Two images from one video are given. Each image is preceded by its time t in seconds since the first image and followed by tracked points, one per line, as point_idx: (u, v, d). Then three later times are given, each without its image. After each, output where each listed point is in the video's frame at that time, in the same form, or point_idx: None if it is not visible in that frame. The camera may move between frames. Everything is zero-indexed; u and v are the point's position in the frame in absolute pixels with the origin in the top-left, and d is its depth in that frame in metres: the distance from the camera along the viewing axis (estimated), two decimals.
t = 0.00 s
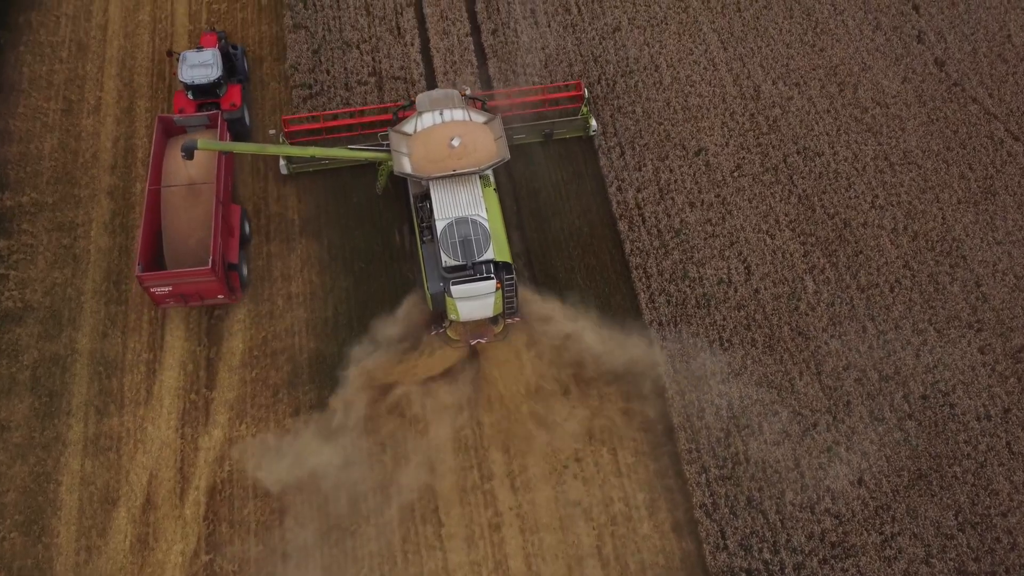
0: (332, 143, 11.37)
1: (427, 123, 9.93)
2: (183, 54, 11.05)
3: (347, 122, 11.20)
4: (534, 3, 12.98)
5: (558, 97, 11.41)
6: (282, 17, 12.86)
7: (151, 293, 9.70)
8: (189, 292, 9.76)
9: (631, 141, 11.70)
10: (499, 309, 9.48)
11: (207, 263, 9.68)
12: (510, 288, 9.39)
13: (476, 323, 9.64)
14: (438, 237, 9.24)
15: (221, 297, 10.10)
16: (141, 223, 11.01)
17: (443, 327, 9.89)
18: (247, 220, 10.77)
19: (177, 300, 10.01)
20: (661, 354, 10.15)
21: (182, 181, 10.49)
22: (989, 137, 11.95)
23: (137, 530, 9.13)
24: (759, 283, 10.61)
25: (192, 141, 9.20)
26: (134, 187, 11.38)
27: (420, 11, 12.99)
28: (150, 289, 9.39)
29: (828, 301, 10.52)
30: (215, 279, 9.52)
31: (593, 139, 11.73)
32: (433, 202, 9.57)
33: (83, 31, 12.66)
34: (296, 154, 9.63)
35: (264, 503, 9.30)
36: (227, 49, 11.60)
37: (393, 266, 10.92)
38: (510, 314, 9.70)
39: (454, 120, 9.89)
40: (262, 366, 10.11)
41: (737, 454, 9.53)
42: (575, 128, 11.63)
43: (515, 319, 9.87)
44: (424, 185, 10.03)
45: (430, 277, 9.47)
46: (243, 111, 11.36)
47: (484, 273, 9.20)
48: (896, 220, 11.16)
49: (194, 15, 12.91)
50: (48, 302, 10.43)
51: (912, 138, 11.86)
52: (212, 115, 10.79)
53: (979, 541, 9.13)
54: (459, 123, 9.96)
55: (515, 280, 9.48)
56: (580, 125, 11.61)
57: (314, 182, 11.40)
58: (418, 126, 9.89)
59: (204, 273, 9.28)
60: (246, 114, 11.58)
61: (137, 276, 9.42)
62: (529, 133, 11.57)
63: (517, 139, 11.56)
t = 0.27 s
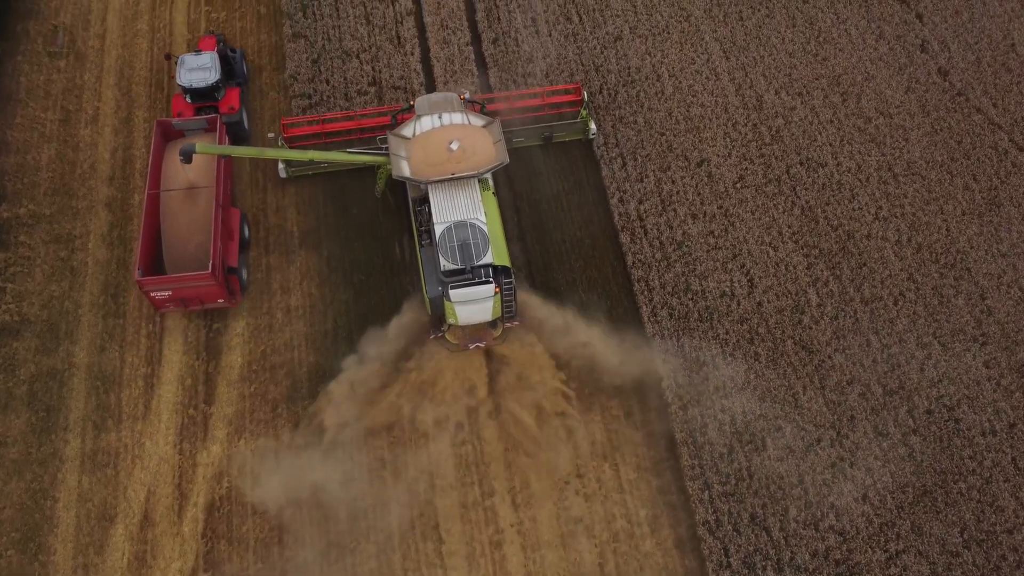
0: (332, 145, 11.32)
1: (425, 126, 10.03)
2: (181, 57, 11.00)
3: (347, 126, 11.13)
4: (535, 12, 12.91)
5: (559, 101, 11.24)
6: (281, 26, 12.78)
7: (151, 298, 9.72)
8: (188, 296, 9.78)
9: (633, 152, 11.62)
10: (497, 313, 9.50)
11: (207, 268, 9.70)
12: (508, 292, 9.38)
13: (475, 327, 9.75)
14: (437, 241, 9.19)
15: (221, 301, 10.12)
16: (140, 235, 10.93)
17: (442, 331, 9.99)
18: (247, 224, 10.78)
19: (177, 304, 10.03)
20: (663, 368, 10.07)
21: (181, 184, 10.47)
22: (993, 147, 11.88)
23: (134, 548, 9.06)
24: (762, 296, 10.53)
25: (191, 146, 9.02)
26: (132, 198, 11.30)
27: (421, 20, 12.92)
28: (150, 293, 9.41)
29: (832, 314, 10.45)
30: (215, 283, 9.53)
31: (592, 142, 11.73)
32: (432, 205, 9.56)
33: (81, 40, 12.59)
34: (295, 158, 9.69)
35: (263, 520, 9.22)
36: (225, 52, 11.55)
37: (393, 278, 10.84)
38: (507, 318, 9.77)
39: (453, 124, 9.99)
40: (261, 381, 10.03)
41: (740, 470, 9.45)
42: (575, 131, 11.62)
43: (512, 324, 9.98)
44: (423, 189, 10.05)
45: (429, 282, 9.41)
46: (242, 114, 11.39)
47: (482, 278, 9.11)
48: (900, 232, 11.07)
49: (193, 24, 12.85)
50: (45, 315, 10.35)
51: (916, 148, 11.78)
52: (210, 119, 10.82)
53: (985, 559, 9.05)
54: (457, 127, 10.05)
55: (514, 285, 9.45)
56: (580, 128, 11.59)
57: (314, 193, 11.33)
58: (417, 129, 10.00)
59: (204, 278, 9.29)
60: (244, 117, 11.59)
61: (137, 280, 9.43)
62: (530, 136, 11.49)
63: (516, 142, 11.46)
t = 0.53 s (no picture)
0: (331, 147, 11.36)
1: (424, 129, 10.02)
2: (181, 61, 11.07)
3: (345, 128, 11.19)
4: (536, 20, 12.85)
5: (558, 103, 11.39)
6: (280, 34, 12.71)
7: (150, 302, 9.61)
8: (188, 300, 9.69)
9: (634, 161, 11.54)
10: (496, 316, 9.56)
11: (207, 271, 9.62)
12: (508, 296, 9.37)
13: (473, 330, 9.88)
14: (435, 245, 9.23)
15: (220, 305, 10.01)
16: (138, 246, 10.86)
17: (440, 335, 10.09)
18: (245, 226, 10.71)
19: (176, 308, 9.93)
20: (666, 380, 9.99)
21: (180, 190, 10.43)
22: (997, 156, 11.81)
23: (132, 563, 8.99)
24: (764, 307, 10.46)
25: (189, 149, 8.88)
26: (130, 208, 11.22)
27: (421, 28, 12.85)
28: (150, 298, 9.31)
29: (836, 325, 10.38)
30: (216, 286, 9.47)
31: (591, 145, 11.69)
32: (431, 208, 9.61)
33: (79, 48, 12.53)
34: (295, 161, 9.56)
35: (262, 534, 9.16)
36: (225, 55, 11.56)
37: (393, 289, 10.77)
38: (506, 322, 9.85)
39: (452, 127, 9.98)
40: (261, 393, 9.96)
41: (743, 484, 9.38)
42: (574, 133, 11.60)
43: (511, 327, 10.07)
44: (422, 193, 10.08)
45: (428, 285, 9.45)
46: (241, 117, 11.37)
47: (481, 281, 9.14)
48: (903, 242, 11.00)
49: (192, 32, 12.79)
50: (43, 326, 10.27)
51: (919, 157, 11.71)
52: (210, 121, 10.71)
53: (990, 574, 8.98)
54: (456, 130, 10.04)
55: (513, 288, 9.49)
56: (580, 130, 11.57)
57: (314, 203, 11.27)
58: (416, 132, 9.97)
59: (205, 280, 9.24)
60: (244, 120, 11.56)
61: (136, 284, 9.32)
62: (529, 138, 11.50)
63: (515, 144, 11.48)
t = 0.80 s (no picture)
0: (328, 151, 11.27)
1: (423, 133, 9.89)
2: (180, 64, 11.00)
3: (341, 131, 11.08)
4: (537, 29, 12.78)
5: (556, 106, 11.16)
6: (279, 43, 12.63)
7: (150, 306, 9.65)
8: (187, 305, 9.72)
9: (636, 171, 11.46)
10: (496, 320, 9.50)
11: (205, 275, 9.63)
12: (507, 300, 9.33)
13: (472, 335, 9.78)
14: (434, 249, 9.21)
15: (219, 309, 10.03)
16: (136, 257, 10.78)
17: (438, 338, 9.92)
18: (244, 230, 10.70)
19: (175, 312, 9.96)
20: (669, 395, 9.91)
21: (179, 194, 10.45)
22: (1002, 167, 11.73)
23: None
24: (767, 320, 10.38)
25: (187, 153, 9.07)
26: (128, 220, 11.14)
27: (421, 37, 12.77)
28: (148, 302, 9.34)
29: (839, 338, 10.29)
30: (214, 291, 9.48)
31: (591, 148, 11.67)
32: (429, 213, 9.61)
33: (77, 58, 12.45)
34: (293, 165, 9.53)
35: (261, 551, 9.09)
36: (224, 58, 11.53)
37: (393, 302, 10.69)
38: (505, 326, 9.78)
39: (451, 131, 9.87)
40: (259, 408, 9.88)
41: (747, 500, 9.30)
42: (573, 136, 11.57)
43: (511, 332, 9.98)
44: (420, 197, 10.03)
45: (426, 289, 9.44)
46: (240, 120, 11.32)
47: (480, 285, 9.13)
48: (907, 254, 10.91)
49: (191, 41, 12.71)
50: (40, 340, 10.19)
51: (924, 168, 11.63)
52: (209, 125, 10.69)
53: None
54: (455, 133, 9.93)
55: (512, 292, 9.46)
56: (578, 134, 11.53)
57: (313, 214, 11.18)
58: (415, 135, 9.87)
59: (203, 285, 9.26)
60: (243, 123, 11.52)
61: (134, 289, 9.36)
62: (529, 141, 11.40)
63: (515, 147, 11.41)
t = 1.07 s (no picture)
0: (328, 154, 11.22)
1: (422, 136, 9.86)
2: (178, 68, 10.97)
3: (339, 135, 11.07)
4: (537, 37, 12.70)
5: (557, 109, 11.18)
6: (279, 53, 12.54)
7: (149, 312, 9.59)
8: (186, 310, 9.67)
9: (638, 183, 11.37)
10: (495, 325, 9.38)
11: (205, 280, 9.57)
12: (506, 304, 9.24)
13: (472, 339, 9.67)
14: (433, 253, 9.15)
15: (219, 313, 9.97)
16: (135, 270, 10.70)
17: (439, 342, 9.91)
18: (243, 235, 10.65)
19: (174, 318, 9.90)
20: (671, 410, 9.82)
21: (177, 197, 10.35)
22: (1006, 177, 11.64)
23: None
24: (771, 334, 10.30)
25: (186, 157, 9.01)
26: (126, 232, 11.05)
27: (421, 46, 12.69)
28: (147, 308, 9.29)
29: (844, 352, 10.20)
30: (213, 296, 9.42)
31: (591, 151, 11.63)
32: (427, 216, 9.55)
33: (75, 67, 12.36)
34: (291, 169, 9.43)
35: (260, 569, 9.00)
36: (222, 61, 11.53)
37: (393, 315, 10.60)
38: (505, 330, 9.62)
39: (449, 134, 9.82)
40: (258, 424, 9.79)
41: (751, 518, 9.21)
42: (572, 140, 11.55)
43: (511, 335, 9.84)
44: (419, 200, 10.02)
45: (425, 293, 9.53)
46: (239, 124, 11.30)
47: (479, 289, 9.06)
48: (912, 266, 10.83)
49: (190, 50, 12.64)
50: (37, 354, 10.10)
51: (928, 179, 11.54)
52: (207, 129, 10.69)
53: None
54: (454, 137, 9.88)
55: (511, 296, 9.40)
56: (578, 136, 11.55)
57: (313, 225, 11.10)
58: (413, 139, 9.84)
59: (203, 290, 9.20)
60: (242, 127, 11.52)
61: (133, 294, 9.30)
62: (528, 144, 11.42)
63: (514, 151, 11.44)
